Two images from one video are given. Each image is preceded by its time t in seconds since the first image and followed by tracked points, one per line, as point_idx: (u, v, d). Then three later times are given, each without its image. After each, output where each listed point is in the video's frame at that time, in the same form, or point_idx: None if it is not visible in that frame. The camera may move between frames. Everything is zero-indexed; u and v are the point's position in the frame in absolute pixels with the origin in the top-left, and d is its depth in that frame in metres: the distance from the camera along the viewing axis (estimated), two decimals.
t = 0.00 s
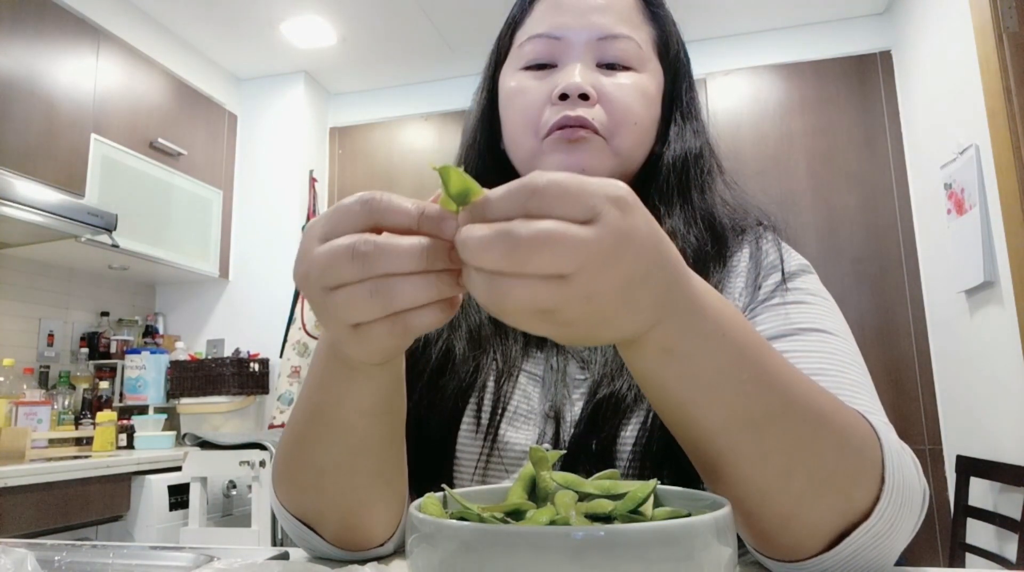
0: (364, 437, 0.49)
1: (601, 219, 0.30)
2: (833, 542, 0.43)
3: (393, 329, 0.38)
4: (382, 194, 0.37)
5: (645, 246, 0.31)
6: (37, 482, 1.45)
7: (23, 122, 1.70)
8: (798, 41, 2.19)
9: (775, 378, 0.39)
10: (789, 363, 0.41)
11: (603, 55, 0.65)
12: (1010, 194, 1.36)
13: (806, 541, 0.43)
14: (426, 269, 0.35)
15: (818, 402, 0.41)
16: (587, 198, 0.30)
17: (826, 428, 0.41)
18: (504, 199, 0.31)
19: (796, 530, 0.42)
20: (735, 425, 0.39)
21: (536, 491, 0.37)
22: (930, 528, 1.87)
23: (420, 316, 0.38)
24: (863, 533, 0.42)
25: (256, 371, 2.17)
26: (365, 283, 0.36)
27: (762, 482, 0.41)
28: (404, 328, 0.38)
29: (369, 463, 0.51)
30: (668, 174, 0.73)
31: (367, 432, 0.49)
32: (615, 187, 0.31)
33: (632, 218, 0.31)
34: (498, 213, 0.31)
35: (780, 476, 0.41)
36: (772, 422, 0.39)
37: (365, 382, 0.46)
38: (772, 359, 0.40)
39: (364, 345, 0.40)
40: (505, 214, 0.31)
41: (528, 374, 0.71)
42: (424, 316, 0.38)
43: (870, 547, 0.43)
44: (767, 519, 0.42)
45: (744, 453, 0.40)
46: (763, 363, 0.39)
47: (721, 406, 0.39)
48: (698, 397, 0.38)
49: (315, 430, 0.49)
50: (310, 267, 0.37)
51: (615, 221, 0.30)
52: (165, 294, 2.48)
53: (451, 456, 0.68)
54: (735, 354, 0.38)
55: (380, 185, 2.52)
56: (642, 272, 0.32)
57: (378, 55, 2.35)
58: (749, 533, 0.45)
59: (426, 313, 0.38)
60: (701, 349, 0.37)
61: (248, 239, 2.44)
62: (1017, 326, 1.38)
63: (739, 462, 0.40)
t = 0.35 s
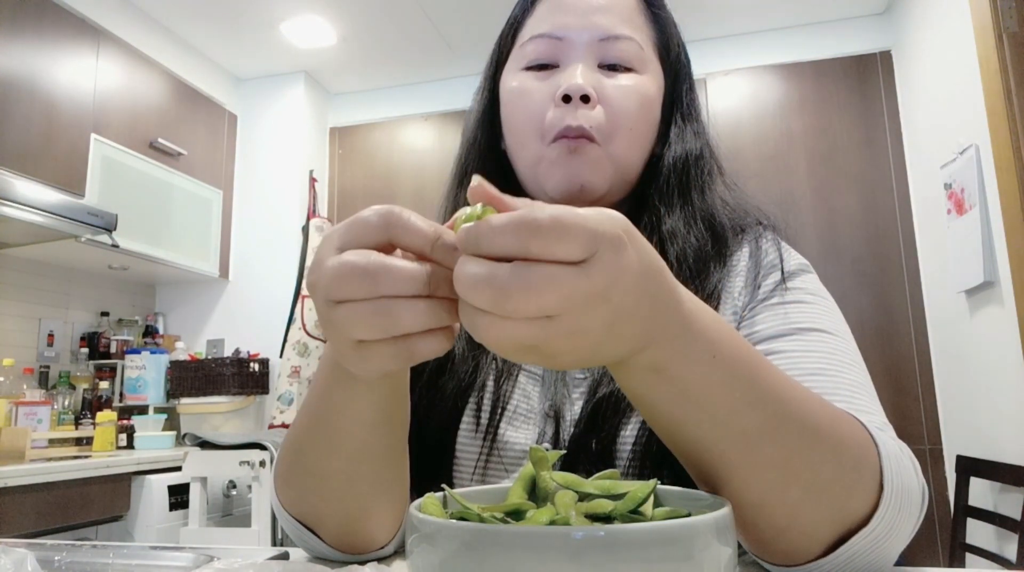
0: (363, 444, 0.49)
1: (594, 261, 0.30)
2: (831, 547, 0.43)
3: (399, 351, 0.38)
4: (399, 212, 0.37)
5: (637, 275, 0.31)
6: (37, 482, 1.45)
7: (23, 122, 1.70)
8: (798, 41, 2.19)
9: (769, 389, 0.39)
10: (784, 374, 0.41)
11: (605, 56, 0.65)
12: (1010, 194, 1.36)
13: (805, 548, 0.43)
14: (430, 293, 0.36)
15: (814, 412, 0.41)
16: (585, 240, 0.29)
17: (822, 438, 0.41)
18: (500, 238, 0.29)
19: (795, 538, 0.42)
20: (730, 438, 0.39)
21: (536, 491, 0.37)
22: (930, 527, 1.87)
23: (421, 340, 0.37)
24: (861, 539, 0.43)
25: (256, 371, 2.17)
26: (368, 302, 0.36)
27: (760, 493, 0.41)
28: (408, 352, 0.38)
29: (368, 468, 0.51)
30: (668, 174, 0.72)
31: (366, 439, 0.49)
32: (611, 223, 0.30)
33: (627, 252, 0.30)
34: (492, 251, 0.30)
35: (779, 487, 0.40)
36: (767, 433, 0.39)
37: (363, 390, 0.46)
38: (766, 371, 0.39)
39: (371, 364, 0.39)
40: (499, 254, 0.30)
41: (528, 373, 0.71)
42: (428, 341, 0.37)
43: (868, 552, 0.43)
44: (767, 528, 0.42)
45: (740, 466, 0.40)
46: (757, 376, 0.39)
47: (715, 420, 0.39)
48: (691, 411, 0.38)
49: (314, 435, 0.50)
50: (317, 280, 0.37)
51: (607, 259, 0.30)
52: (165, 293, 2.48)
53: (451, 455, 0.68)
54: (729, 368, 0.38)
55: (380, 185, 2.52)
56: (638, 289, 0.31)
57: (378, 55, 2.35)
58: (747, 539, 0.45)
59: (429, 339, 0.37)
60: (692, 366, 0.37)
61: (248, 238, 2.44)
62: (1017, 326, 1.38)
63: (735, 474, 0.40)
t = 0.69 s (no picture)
0: (363, 447, 0.49)
1: (591, 238, 0.30)
2: (832, 547, 0.43)
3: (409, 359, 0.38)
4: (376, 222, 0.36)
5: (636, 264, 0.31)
6: (37, 482, 1.45)
7: (23, 122, 1.70)
8: (798, 41, 2.19)
9: (772, 389, 0.39)
10: (785, 374, 0.41)
11: (604, 56, 0.65)
12: (1010, 194, 1.36)
13: (805, 549, 0.43)
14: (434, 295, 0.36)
15: (816, 412, 0.41)
16: (576, 215, 0.30)
17: (824, 438, 0.41)
18: (495, 214, 0.30)
19: (795, 538, 0.42)
20: (733, 438, 0.39)
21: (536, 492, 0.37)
22: (930, 527, 1.87)
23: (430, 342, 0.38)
24: (861, 540, 0.43)
25: (256, 371, 2.17)
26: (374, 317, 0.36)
27: (761, 493, 0.41)
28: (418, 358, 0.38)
29: (369, 470, 0.51)
30: (667, 173, 0.72)
31: (367, 442, 0.49)
32: (608, 204, 0.31)
33: (626, 236, 0.31)
34: (484, 228, 0.30)
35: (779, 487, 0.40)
36: (768, 433, 0.39)
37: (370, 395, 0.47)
38: (768, 370, 0.39)
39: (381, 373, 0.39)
40: (491, 230, 0.30)
41: (528, 372, 0.71)
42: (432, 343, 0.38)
43: (867, 554, 0.43)
44: (768, 528, 0.42)
45: (743, 466, 0.40)
46: (760, 376, 0.39)
47: (716, 418, 0.38)
48: (694, 411, 0.38)
49: (313, 437, 0.49)
50: (315, 302, 0.37)
51: (607, 238, 0.30)
52: (164, 293, 2.48)
53: (450, 455, 0.68)
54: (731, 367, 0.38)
55: (380, 185, 2.52)
56: (636, 283, 0.32)
57: (377, 56, 2.35)
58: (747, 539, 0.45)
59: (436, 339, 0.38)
60: (693, 365, 0.37)
61: (248, 239, 2.44)
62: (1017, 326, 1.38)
63: (738, 474, 0.40)
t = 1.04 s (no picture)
0: (347, 442, 0.49)
1: (593, 268, 0.29)
2: (836, 546, 0.43)
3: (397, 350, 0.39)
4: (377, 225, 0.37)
5: (652, 272, 0.31)
6: (37, 482, 1.45)
7: (23, 122, 1.70)
8: (798, 42, 2.19)
9: (788, 387, 0.39)
10: (801, 372, 0.41)
11: (604, 56, 0.65)
12: (1010, 194, 1.36)
13: (812, 546, 0.43)
14: (421, 306, 0.36)
15: (829, 410, 0.41)
16: (581, 248, 0.29)
17: (835, 435, 0.41)
18: (488, 255, 0.29)
19: (801, 535, 0.42)
20: (748, 435, 0.39)
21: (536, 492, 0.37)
22: (930, 527, 1.87)
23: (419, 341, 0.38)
24: (866, 539, 0.43)
25: (256, 371, 2.17)
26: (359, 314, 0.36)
27: (769, 490, 0.41)
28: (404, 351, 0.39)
29: (359, 467, 0.51)
30: (667, 174, 0.73)
31: (350, 438, 0.49)
32: (615, 221, 0.30)
33: (638, 250, 0.30)
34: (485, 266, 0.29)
35: (789, 485, 0.40)
36: (782, 431, 0.39)
37: (347, 390, 0.46)
38: (784, 368, 0.39)
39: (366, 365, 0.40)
40: (494, 268, 0.29)
41: (528, 373, 0.71)
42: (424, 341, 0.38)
43: (873, 552, 0.43)
44: (776, 525, 0.42)
45: (755, 463, 0.40)
46: (776, 374, 0.38)
47: (733, 417, 0.38)
48: (710, 409, 0.38)
49: (305, 437, 0.49)
50: (302, 295, 0.36)
51: (610, 260, 0.29)
52: (165, 293, 2.48)
53: (449, 455, 0.68)
54: (750, 364, 0.37)
55: (380, 185, 2.52)
56: (657, 284, 0.31)
57: (377, 55, 2.35)
58: (753, 534, 0.45)
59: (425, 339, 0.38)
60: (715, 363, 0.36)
61: (248, 239, 2.44)
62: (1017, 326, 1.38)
63: (750, 471, 0.40)
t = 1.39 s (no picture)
0: (355, 442, 0.49)
1: (566, 294, 0.29)
2: (833, 548, 0.43)
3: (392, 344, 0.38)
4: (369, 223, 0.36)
5: (628, 298, 0.30)
6: (37, 482, 1.45)
7: (23, 122, 1.70)
8: (798, 41, 2.19)
9: (770, 397, 0.39)
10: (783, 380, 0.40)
11: (603, 55, 0.65)
12: (1010, 195, 1.36)
13: (807, 551, 0.43)
14: (420, 301, 0.36)
15: (815, 417, 0.41)
16: (559, 272, 0.29)
17: (823, 442, 0.41)
18: (470, 264, 0.29)
19: (795, 542, 0.42)
20: (731, 446, 0.39)
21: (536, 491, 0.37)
22: (930, 527, 1.87)
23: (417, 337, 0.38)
24: (863, 541, 0.43)
25: (256, 371, 2.17)
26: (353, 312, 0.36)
27: (760, 500, 0.40)
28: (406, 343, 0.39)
29: (364, 467, 0.51)
30: (667, 174, 0.73)
31: (357, 438, 0.49)
32: (596, 246, 0.30)
33: (618, 278, 0.30)
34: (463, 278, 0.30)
35: (780, 494, 0.40)
36: (767, 441, 0.39)
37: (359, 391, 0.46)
38: (765, 377, 0.39)
39: (369, 360, 0.40)
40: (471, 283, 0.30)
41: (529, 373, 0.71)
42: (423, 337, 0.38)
43: (868, 554, 0.43)
44: (770, 532, 0.42)
45: (742, 474, 0.40)
46: (757, 385, 0.38)
47: (714, 429, 0.38)
48: (690, 421, 0.38)
49: (310, 436, 0.50)
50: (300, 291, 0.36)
51: (587, 288, 0.29)
52: (165, 293, 2.48)
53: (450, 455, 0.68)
54: (730, 377, 0.37)
55: (380, 185, 2.52)
56: (632, 310, 0.31)
57: (377, 55, 2.35)
58: (747, 542, 0.45)
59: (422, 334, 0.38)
60: (692, 380, 0.36)
61: (248, 239, 2.44)
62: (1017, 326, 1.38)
63: (737, 481, 0.40)
